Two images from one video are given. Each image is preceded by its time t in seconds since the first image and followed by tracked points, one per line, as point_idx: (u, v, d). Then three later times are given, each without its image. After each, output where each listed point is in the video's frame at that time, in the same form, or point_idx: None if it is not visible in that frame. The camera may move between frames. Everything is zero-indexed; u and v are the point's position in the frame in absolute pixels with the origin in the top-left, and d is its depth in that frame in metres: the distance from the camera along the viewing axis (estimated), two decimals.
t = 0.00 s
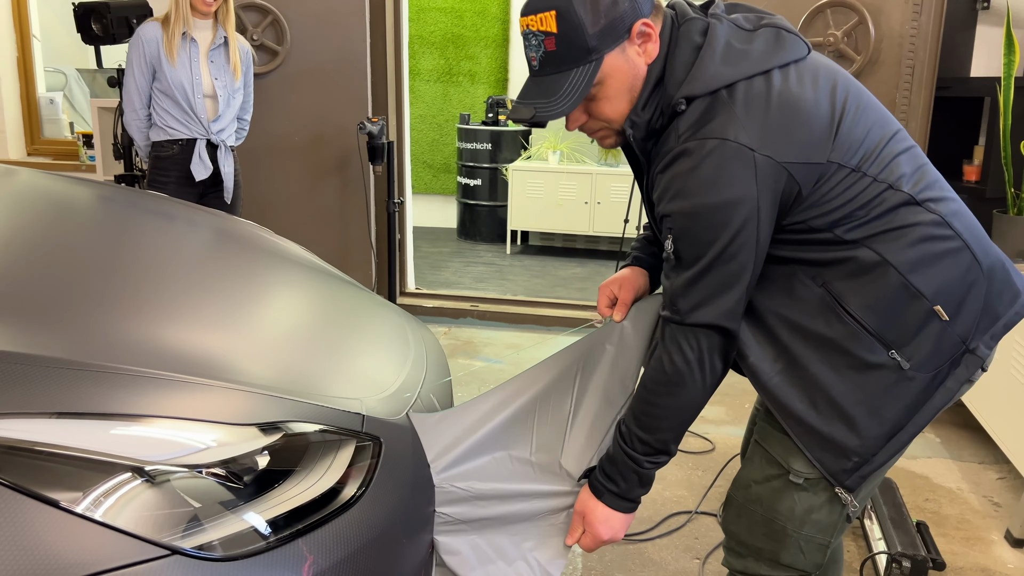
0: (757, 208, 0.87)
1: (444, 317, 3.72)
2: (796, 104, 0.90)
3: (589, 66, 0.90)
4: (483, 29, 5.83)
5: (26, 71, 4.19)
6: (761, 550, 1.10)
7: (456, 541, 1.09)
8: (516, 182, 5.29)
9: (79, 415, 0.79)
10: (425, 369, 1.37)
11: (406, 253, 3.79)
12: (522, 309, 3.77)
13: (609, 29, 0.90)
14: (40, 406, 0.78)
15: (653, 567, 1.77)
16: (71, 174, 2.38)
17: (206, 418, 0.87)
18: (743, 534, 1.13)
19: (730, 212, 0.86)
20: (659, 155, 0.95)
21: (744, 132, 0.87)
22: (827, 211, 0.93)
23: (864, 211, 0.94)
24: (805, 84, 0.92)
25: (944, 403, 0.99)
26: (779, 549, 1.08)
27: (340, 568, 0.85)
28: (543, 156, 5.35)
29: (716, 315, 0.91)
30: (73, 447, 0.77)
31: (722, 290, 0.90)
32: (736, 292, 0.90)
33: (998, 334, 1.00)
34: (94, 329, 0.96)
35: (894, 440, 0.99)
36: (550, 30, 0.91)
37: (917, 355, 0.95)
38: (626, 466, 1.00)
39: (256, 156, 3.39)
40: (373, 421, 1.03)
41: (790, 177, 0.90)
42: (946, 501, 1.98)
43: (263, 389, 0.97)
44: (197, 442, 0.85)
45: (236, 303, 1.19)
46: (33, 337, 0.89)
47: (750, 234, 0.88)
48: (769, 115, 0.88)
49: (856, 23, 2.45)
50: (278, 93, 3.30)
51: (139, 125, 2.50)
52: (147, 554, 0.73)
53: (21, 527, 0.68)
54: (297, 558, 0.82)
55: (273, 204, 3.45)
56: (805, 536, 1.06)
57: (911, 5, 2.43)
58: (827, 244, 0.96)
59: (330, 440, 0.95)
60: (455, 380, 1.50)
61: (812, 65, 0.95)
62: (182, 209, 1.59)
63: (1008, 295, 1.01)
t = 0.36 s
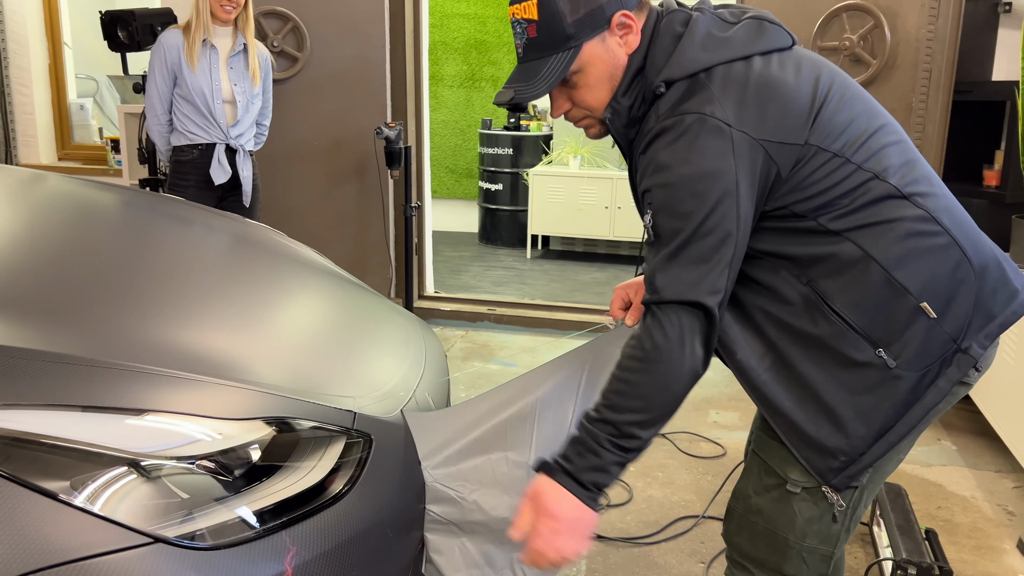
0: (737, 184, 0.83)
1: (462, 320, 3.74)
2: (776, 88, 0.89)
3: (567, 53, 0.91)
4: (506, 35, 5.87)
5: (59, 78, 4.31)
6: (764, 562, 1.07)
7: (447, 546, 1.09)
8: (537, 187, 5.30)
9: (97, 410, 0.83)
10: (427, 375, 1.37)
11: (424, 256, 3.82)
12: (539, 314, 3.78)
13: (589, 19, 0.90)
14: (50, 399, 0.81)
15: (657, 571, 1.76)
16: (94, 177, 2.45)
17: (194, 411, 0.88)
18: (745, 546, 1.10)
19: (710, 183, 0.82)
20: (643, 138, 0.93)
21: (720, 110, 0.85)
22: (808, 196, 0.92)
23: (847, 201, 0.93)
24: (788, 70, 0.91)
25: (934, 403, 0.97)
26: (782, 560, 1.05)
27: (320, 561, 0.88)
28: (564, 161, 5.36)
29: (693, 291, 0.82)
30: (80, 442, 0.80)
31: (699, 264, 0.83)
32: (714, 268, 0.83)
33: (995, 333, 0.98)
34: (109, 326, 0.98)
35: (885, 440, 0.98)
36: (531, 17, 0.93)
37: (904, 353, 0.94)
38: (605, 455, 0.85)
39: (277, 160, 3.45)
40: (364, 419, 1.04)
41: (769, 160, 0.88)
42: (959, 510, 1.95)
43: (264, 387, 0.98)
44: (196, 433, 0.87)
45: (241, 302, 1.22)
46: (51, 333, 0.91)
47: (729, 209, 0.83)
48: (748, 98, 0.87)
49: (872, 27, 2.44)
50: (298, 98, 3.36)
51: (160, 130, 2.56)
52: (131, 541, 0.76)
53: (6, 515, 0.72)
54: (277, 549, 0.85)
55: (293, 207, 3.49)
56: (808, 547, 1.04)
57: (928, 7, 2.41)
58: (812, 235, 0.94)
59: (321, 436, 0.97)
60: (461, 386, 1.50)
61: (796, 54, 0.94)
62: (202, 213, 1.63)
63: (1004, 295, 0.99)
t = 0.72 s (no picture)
0: (685, 162, 0.92)
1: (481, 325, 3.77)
2: (749, 79, 0.96)
3: (557, 50, 1.04)
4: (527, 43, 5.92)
5: (89, 88, 4.43)
6: (764, 567, 1.09)
7: (453, 543, 1.14)
8: (557, 193, 5.33)
9: (117, 403, 0.87)
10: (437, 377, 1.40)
11: (443, 261, 3.86)
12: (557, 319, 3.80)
13: (579, 18, 1.03)
14: (69, 393, 0.85)
15: (668, 573, 1.78)
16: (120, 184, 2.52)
17: (210, 407, 0.92)
18: (745, 550, 1.11)
19: (657, 159, 0.93)
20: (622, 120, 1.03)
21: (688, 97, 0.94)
22: (775, 189, 0.97)
23: (823, 195, 0.97)
24: (765, 67, 0.98)
25: (908, 402, 0.98)
26: (781, 565, 1.06)
27: (327, 550, 0.92)
28: (584, 167, 5.39)
29: (607, 253, 0.95)
30: (102, 434, 0.84)
31: (625, 231, 0.95)
32: (638, 236, 0.94)
33: (977, 336, 0.99)
34: (131, 327, 1.02)
35: (854, 434, 0.98)
36: (526, 17, 1.06)
37: (875, 348, 0.95)
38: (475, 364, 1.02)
39: (299, 167, 3.51)
40: (375, 416, 1.07)
41: (731, 148, 0.95)
42: (973, 515, 1.94)
43: (278, 385, 1.02)
44: (213, 426, 0.91)
45: (257, 303, 1.26)
46: (76, 334, 0.96)
47: (670, 185, 0.92)
48: (718, 88, 0.95)
49: (887, 33, 2.51)
50: (320, 107, 3.42)
51: (185, 138, 2.63)
52: (145, 527, 0.80)
53: (29, 500, 0.76)
54: (286, 539, 0.88)
55: (314, 214, 3.56)
56: (806, 553, 1.04)
57: (943, 14, 2.49)
58: (788, 230, 0.99)
59: (332, 432, 1.00)
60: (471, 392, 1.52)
61: (779, 51, 1.02)
62: (223, 219, 1.68)
63: (990, 299, 0.99)
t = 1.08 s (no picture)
0: (688, 167, 0.98)
1: (494, 329, 3.82)
2: (742, 83, 1.02)
3: (558, 58, 1.11)
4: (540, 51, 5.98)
5: (112, 98, 4.52)
6: (759, 558, 1.12)
7: (464, 534, 1.16)
8: (570, 200, 5.38)
9: (140, 394, 0.91)
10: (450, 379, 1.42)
11: (457, 266, 3.91)
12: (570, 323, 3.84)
13: (578, 28, 1.11)
14: (97, 384, 0.90)
15: (676, 570, 1.81)
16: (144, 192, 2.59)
17: (231, 400, 0.96)
18: (741, 543, 1.15)
19: (660, 165, 0.98)
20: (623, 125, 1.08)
21: (684, 102, 1.00)
22: (770, 188, 1.02)
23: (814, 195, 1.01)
24: (759, 71, 1.04)
25: (894, 395, 1.02)
26: (775, 555, 1.10)
27: (342, 537, 0.96)
28: (596, 174, 5.43)
29: (632, 263, 1.00)
30: (131, 423, 0.88)
31: (642, 240, 1.00)
32: (655, 244, 1.00)
33: (961, 332, 1.03)
34: (154, 326, 1.06)
35: (845, 427, 1.03)
36: (528, 29, 1.13)
37: (865, 344, 0.99)
38: (522, 373, 1.11)
39: (316, 175, 3.59)
40: (391, 412, 1.10)
41: (728, 148, 1.00)
42: (980, 516, 1.96)
43: (296, 379, 1.05)
44: (234, 419, 0.95)
45: (273, 307, 1.30)
46: (103, 330, 0.99)
47: (677, 189, 0.98)
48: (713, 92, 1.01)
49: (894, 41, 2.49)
50: (337, 115, 3.49)
51: (206, 147, 2.70)
52: (173, 510, 0.86)
53: (64, 483, 0.82)
54: (305, 526, 0.93)
55: (331, 220, 3.62)
56: (800, 543, 1.07)
57: (950, 21, 2.45)
58: (783, 229, 1.03)
59: (348, 426, 1.03)
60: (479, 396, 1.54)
61: (771, 55, 1.08)
62: (242, 225, 1.73)
63: (975, 296, 1.03)
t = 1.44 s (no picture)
0: (693, 165, 1.06)
1: (503, 333, 3.89)
2: (734, 86, 1.09)
3: (559, 68, 1.19)
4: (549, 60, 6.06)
5: (129, 108, 4.63)
6: (752, 544, 1.18)
7: (472, 523, 1.22)
8: (578, 206, 5.45)
9: (162, 385, 0.97)
10: (457, 376, 1.49)
11: (467, 271, 3.98)
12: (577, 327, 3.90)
13: (577, 40, 1.19)
14: (125, 376, 0.96)
15: (677, 564, 1.86)
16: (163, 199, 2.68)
17: (247, 391, 1.02)
18: (735, 531, 1.20)
19: (667, 166, 1.06)
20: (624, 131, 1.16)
21: (684, 103, 1.08)
22: (761, 185, 1.08)
23: (799, 192, 1.08)
24: (750, 75, 1.11)
25: (873, 384, 1.08)
26: (767, 541, 1.15)
27: (355, 520, 1.02)
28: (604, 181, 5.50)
29: (659, 259, 1.07)
30: (155, 411, 0.95)
31: (664, 237, 1.07)
32: (676, 240, 1.06)
33: (937, 325, 1.08)
34: (179, 324, 1.14)
35: (826, 415, 1.09)
36: (532, 42, 1.21)
37: (846, 335, 1.05)
38: (568, 357, 1.18)
39: (328, 182, 3.67)
40: (399, 405, 1.16)
41: (722, 144, 1.08)
42: (977, 514, 2.00)
43: (316, 373, 1.13)
44: (251, 410, 1.01)
45: (291, 309, 1.37)
46: (132, 328, 1.07)
47: (687, 188, 1.05)
48: (708, 94, 1.09)
49: (892, 49, 2.52)
50: (349, 125, 3.57)
51: (222, 156, 2.79)
52: (197, 493, 0.92)
53: (98, 467, 0.89)
54: (319, 510, 0.99)
55: (343, 227, 3.70)
56: (790, 529, 1.13)
57: (947, 30, 2.47)
58: (771, 225, 1.10)
59: (359, 419, 1.09)
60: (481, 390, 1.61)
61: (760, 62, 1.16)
62: (258, 231, 1.81)
63: (950, 292, 1.09)
